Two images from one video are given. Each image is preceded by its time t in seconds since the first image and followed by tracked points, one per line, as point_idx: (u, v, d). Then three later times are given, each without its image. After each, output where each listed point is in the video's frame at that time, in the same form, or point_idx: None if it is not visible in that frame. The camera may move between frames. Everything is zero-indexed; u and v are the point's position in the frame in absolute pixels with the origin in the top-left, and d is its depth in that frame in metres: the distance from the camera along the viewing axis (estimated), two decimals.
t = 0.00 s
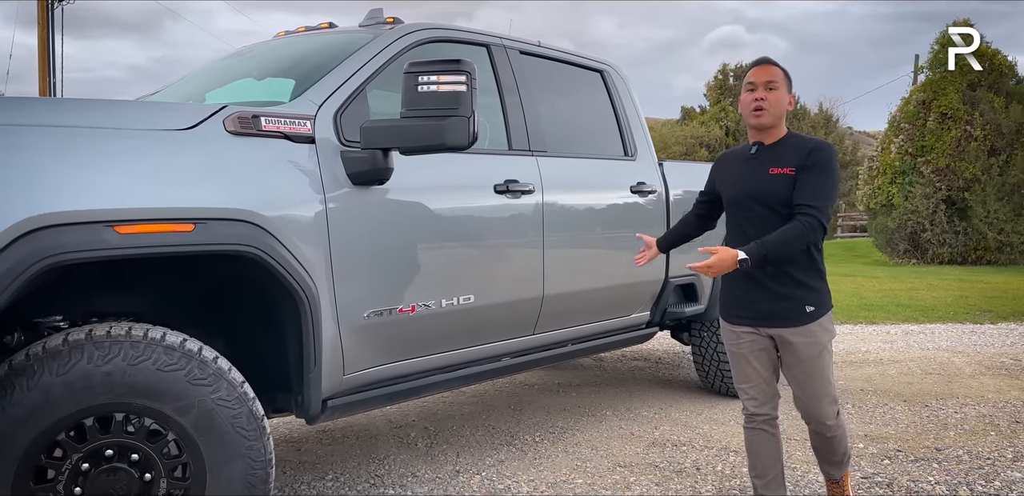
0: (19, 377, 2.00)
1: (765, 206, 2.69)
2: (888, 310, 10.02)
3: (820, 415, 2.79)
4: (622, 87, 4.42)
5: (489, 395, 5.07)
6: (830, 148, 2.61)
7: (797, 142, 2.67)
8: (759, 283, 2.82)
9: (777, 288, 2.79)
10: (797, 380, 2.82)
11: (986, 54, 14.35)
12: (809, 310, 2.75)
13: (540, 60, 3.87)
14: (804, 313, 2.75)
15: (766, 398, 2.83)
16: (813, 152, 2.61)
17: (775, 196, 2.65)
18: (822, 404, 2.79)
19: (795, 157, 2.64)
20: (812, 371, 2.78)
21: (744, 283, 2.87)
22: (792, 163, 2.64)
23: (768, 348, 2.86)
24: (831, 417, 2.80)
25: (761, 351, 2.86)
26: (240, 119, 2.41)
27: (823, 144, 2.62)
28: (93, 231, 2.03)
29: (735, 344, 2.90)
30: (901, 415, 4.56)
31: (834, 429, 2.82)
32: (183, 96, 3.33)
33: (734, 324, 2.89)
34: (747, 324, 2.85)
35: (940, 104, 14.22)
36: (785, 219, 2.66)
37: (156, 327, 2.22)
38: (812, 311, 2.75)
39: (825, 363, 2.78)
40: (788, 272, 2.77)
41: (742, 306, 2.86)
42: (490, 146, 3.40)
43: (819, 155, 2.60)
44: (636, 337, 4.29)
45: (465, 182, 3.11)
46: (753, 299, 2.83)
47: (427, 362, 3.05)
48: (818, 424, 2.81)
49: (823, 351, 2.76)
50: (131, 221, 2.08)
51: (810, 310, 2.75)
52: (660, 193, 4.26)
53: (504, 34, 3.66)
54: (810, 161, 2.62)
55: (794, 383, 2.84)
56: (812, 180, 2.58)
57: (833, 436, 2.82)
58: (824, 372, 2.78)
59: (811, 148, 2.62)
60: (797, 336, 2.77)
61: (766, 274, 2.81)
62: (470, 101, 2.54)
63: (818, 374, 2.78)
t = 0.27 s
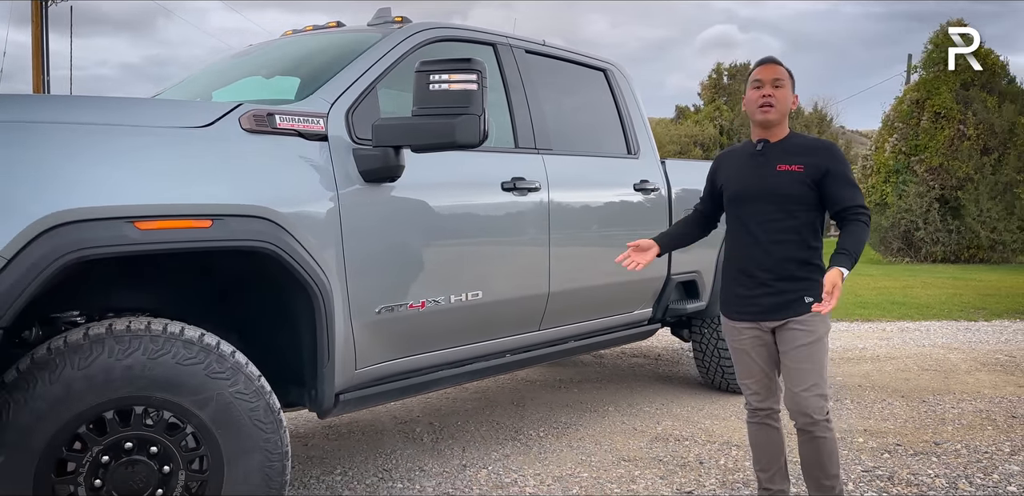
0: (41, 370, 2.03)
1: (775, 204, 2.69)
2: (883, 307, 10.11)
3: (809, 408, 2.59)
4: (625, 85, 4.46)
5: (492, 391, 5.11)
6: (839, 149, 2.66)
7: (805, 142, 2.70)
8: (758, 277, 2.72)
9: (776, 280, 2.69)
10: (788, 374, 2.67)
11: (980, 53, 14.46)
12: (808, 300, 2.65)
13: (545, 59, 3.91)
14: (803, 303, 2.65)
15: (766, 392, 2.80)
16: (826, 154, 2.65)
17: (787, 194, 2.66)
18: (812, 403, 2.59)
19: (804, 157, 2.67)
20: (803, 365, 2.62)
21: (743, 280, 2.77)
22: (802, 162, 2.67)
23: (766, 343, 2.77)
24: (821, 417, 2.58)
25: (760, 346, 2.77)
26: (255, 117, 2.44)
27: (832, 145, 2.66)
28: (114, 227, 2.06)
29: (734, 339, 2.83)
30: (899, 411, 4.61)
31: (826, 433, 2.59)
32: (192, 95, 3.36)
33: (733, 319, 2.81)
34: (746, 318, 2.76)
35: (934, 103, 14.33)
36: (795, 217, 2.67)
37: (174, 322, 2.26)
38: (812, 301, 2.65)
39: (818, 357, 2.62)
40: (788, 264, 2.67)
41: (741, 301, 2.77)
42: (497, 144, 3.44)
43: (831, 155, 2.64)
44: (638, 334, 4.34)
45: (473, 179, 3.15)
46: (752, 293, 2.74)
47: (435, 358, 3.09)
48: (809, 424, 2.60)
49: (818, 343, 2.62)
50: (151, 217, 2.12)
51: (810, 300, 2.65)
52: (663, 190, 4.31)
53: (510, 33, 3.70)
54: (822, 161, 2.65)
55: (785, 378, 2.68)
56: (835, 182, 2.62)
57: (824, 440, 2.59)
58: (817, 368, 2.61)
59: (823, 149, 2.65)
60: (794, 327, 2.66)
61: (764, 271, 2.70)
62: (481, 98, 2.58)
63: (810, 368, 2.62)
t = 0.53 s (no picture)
0: (60, 369, 2.05)
1: (783, 204, 2.72)
2: (877, 307, 10.19)
3: (790, 397, 2.60)
4: (626, 86, 4.51)
5: (493, 390, 5.15)
6: (843, 152, 2.73)
7: (811, 144, 2.76)
8: (762, 276, 2.76)
9: (779, 280, 2.73)
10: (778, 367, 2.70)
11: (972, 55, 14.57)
12: (809, 300, 2.68)
13: (549, 60, 3.95)
14: (804, 302, 2.69)
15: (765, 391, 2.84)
16: (832, 156, 2.72)
17: (795, 194, 2.70)
18: (794, 394, 2.60)
19: (811, 158, 2.73)
20: (793, 359, 2.65)
21: (749, 279, 2.79)
22: (809, 164, 2.72)
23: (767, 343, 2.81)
24: (800, 409, 2.58)
25: (762, 346, 2.82)
26: (268, 118, 2.48)
27: (837, 148, 2.73)
28: (133, 227, 2.10)
29: (736, 337, 2.87)
30: (896, 408, 4.67)
31: (805, 429, 2.57)
32: (200, 96, 3.39)
33: (735, 318, 2.84)
34: (748, 317, 2.79)
35: (927, 104, 14.44)
36: (802, 217, 2.71)
37: (190, 321, 2.30)
38: (814, 301, 2.68)
39: (811, 353, 2.65)
40: (792, 263, 2.71)
41: (744, 299, 2.80)
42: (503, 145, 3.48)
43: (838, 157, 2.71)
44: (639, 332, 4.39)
45: (480, 180, 3.19)
46: (755, 292, 2.77)
47: (442, 356, 3.13)
48: (787, 414, 2.59)
49: (813, 339, 2.66)
50: (169, 217, 2.16)
51: (811, 299, 2.68)
52: (664, 190, 4.36)
53: (514, 35, 3.74)
54: (829, 163, 2.72)
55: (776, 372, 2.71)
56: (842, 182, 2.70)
57: (803, 435, 2.57)
58: (808, 362, 2.65)
59: (829, 151, 2.72)
60: (791, 323, 2.69)
61: (767, 271, 2.74)
62: (490, 100, 2.61)
63: (799, 361, 2.65)
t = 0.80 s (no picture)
0: (77, 364, 2.07)
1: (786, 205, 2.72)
2: (872, 306, 10.27)
3: (778, 404, 2.60)
4: (627, 87, 4.55)
5: (494, 388, 5.19)
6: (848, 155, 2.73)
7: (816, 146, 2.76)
8: (758, 280, 2.76)
9: (776, 284, 2.72)
10: (770, 373, 2.70)
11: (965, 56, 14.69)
12: (803, 306, 2.67)
13: (551, 61, 3.99)
14: (797, 309, 2.67)
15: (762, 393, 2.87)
16: (836, 159, 2.72)
17: (797, 195, 2.70)
18: (783, 402, 2.60)
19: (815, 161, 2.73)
20: (784, 366, 2.66)
21: (746, 281, 2.80)
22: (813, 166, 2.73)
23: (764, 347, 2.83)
24: (788, 417, 2.58)
25: (758, 349, 2.84)
26: (279, 118, 2.51)
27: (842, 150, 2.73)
28: (148, 225, 2.13)
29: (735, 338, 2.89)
30: (893, 406, 4.73)
31: (792, 436, 2.58)
32: (207, 96, 3.41)
33: (733, 320, 2.86)
34: (744, 319, 2.80)
35: (920, 105, 14.55)
36: (803, 219, 2.71)
37: (203, 318, 2.33)
38: (807, 308, 2.67)
39: (802, 361, 2.65)
40: (789, 268, 2.70)
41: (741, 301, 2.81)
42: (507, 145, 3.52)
43: (842, 160, 2.70)
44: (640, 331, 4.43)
45: (485, 179, 3.22)
46: (751, 295, 2.77)
47: (448, 353, 3.16)
48: (776, 421, 2.61)
49: (804, 347, 2.65)
50: (184, 215, 2.19)
51: (805, 306, 2.67)
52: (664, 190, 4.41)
53: (517, 36, 3.78)
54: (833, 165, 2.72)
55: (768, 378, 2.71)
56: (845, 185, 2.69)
57: (790, 442, 2.58)
58: (798, 371, 2.65)
59: (834, 154, 2.72)
60: (785, 329, 2.69)
61: (764, 274, 2.74)
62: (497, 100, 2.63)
63: (790, 370, 2.65)
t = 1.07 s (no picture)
0: (90, 360, 2.10)
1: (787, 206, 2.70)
2: (866, 306, 10.36)
3: (779, 409, 2.60)
4: (627, 87, 4.59)
5: (494, 386, 5.22)
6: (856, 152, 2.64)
7: (822, 143, 2.68)
8: (758, 279, 2.75)
9: (775, 284, 2.71)
10: (770, 377, 2.69)
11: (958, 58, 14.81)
12: (802, 307, 2.65)
13: (552, 61, 4.02)
14: (796, 310, 2.66)
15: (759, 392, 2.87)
16: (842, 157, 2.64)
17: (798, 196, 2.67)
18: (784, 407, 2.60)
19: (819, 159, 2.67)
20: (784, 370, 2.64)
21: (746, 281, 2.79)
22: (817, 164, 2.66)
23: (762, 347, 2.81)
24: (788, 421, 2.59)
25: (756, 349, 2.82)
26: (288, 117, 2.54)
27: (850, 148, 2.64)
28: (162, 222, 2.16)
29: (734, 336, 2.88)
30: (890, 404, 4.78)
31: (792, 440, 2.59)
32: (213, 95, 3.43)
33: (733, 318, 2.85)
34: (743, 319, 2.79)
35: (913, 106, 14.67)
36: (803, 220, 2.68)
37: (215, 314, 2.36)
38: (806, 309, 2.65)
39: (801, 365, 2.64)
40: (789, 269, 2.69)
41: (740, 300, 2.80)
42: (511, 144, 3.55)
43: (846, 159, 2.62)
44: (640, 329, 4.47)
45: (490, 178, 3.25)
46: (750, 295, 2.76)
47: (453, 350, 3.19)
48: (776, 426, 2.61)
49: (804, 351, 2.63)
50: (197, 213, 2.22)
51: (804, 308, 2.65)
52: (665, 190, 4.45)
53: (520, 36, 3.81)
54: (838, 163, 2.64)
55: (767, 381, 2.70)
56: (847, 185, 2.62)
57: (790, 446, 2.59)
58: (798, 375, 2.63)
59: (840, 152, 2.64)
60: (783, 331, 2.68)
61: (763, 274, 2.73)
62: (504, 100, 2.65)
63: (790, 374, 2.64)
